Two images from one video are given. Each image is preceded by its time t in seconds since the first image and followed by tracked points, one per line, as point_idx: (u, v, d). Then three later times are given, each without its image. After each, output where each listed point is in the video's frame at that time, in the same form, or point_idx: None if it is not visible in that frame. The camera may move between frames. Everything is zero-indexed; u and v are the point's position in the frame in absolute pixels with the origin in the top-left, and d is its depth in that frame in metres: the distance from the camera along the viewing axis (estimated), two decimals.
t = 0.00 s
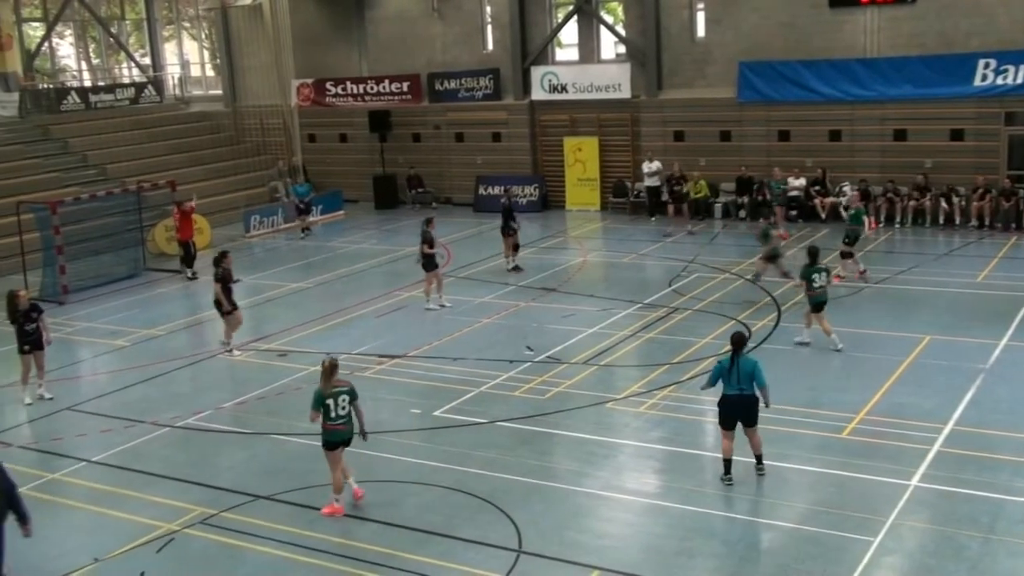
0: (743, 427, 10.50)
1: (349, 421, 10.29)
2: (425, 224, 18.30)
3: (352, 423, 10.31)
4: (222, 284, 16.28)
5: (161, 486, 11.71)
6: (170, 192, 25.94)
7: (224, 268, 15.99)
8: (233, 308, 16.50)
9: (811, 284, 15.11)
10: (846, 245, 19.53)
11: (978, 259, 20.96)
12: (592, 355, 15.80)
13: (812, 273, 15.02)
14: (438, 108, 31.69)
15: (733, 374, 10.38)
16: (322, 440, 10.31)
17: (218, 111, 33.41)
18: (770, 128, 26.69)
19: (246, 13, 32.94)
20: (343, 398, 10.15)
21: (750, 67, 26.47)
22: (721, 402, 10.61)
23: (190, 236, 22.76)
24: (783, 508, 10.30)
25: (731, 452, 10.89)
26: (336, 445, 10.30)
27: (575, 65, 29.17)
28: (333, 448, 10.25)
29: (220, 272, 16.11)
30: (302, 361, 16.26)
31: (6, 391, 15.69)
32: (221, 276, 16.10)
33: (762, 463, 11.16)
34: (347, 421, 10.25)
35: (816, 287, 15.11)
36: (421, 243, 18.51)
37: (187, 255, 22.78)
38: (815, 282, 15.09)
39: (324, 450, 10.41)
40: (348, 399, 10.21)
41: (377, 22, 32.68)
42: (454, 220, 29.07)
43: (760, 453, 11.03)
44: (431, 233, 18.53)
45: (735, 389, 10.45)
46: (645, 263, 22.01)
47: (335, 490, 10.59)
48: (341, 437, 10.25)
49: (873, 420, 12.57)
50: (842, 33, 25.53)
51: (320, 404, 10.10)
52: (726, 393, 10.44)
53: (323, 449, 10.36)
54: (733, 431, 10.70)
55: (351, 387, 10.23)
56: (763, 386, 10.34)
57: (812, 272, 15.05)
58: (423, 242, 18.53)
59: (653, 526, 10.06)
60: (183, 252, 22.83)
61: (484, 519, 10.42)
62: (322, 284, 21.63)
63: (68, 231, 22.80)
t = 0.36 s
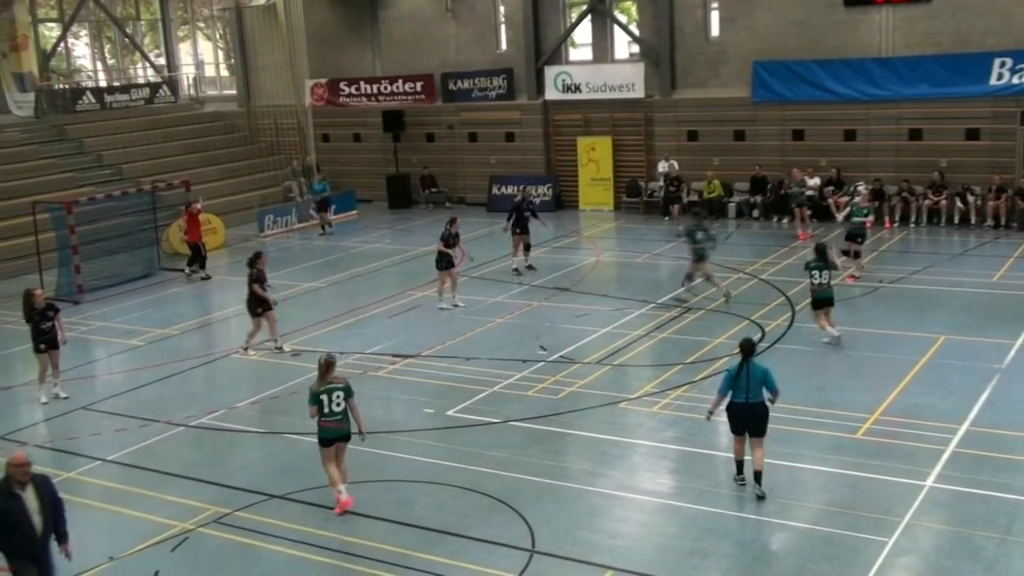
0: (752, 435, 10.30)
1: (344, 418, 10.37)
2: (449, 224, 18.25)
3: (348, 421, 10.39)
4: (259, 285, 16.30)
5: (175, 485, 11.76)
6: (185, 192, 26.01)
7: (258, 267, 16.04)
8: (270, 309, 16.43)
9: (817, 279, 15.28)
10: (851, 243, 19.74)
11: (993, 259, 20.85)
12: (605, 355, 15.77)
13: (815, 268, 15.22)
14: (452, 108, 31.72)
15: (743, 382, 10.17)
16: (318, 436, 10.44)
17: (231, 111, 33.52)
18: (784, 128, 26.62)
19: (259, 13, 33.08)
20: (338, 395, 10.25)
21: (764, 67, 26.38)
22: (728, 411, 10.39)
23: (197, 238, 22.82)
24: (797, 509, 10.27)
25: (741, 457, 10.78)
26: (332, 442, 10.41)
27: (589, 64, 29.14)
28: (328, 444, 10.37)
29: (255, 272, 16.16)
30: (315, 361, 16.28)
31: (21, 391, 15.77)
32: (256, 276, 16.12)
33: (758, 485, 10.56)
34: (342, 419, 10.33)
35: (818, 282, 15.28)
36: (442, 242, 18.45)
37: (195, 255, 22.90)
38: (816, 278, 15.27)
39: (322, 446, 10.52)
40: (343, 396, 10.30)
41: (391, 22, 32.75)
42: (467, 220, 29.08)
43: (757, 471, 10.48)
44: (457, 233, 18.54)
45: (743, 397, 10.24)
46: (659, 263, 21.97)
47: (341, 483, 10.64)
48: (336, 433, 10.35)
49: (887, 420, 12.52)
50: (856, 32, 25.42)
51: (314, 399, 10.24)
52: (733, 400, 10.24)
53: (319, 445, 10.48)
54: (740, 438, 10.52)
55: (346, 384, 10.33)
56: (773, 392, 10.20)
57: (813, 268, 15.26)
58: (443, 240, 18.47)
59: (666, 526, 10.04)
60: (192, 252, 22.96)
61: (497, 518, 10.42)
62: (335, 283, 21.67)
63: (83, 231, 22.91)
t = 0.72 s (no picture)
0: (760, 444, 10.06)
1: (334, 415, 10.37)
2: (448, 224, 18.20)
3: (337, 418, 10.38)
4: (275, 284, 16.18)
5: (181, 485, 11.77)
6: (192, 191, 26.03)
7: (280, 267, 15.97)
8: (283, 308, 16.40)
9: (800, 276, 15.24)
10: (853, 242, 19.73)
11: (1001, 258, 20.79)
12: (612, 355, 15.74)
13: (797, 266, 15.11)
14: (458, 108, 31.70)
15: (755, 389, 9.93)
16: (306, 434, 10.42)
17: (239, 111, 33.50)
18: (792, 127, 26.57)
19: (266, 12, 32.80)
20: (329, 392, 10.27)
21: (772, 66, 26.33)
22: (735, 419, 10.14)
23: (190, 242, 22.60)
24: (804, 509, 10.23)
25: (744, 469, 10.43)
26: (320, 440, 10.39)
27: (595, 64, 29.13)
28: (316, 441, 10.34)
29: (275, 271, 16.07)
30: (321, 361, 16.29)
31: (28, 390, 15.80)
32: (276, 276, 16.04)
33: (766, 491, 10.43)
34: (332, 416, 10.34)
35: (801, 280, 15.25)
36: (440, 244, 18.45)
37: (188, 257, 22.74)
38: (799, 276, 15.23)
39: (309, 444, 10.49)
40: (335, 393, 10.31)
41: (398, 22, 32.72)
42: (473, 219, 29.07)
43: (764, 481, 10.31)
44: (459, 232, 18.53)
45: (751, 405, 10.01)
46: (665, 263, 21.93)
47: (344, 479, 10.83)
48: (325, 431, 10.34)
49: (894, 420, 12.47)
50: (864, 31, 25.37)
51: (305, 396, 10.25)
52: (743, 408, 10.00)
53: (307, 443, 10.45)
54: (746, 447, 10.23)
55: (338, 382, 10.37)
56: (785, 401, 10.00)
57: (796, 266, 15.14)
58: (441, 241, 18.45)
59: (672, 526, 10.02)
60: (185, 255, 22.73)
61: (503, 518, 10.41)
62: (342, 283, 21.67)
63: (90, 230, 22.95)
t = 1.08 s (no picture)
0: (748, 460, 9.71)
1: (315, 415, 10.49)
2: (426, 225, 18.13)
3: (317, 417, 10.49)
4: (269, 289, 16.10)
5: (180, 485, 11.77)
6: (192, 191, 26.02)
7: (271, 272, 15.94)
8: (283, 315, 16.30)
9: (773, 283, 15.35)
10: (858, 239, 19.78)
11: (1001, 258, 20.78)
12: (611, 355, 15.74)
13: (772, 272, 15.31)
14: (458, 108, 31.71)
15: (743, 402, 9.60)
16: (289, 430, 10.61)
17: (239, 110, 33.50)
18: (791, 127, 26.57)
19: (266, 13, 32.86)
20: (307, 393, 10.34)
21: (772, 66, 26.32)
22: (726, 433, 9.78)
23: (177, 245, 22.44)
24: (803, 508, 10.24)
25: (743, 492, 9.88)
26: (302, 437, 10.56)
27: (595, 64, 29.13)
28: (298, 439, 10.52)
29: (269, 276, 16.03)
30: (321, 361, 16.29)
31: (28, 390, 15.80)
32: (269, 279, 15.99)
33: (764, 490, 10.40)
34: (312, 416, 10.45)
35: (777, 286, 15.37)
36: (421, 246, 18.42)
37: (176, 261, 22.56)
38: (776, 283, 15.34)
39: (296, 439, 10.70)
40: (313, 394, 10.36)
41: (398, 22, 32.73)
42: (472, 219, 29.07)
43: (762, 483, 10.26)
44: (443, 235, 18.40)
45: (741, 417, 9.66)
46: (665, 263, 21.93)
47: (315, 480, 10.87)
48: (306, 429, 10.49)
49: (894, 420, 12.48)
50: (864, 31, 25.38)
51: (284, 396, 10.36)
52: (732, 421, 9.67)
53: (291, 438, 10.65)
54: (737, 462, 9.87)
55: (317, 383, 10.38)
56: (773, 416, 9.62)
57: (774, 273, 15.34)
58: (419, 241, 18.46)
59: (672, 526, 10.02)
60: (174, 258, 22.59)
61: (503, 518, 10.41)
62: (342, 283, 21.67)
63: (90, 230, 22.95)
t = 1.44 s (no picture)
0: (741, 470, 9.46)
1: (299, 412, 10.68)
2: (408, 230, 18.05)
3: (302, 415, 10.69)
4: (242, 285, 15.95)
5: (177, 485, 11.76)
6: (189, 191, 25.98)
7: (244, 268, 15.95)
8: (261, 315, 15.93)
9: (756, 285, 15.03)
10: (863, 238, 20.29)
11: (997, 258, 20.80)
12: (608, 355, 15.74)
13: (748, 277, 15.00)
14: (455, 108, 31.72)
15: (731, 409, 9.32)
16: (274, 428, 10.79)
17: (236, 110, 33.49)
18: (788, 127, 26.58)
19: (263, 12, 32.82)
20: (288, 393, 10.50)
21: (769, 66, 26.34)
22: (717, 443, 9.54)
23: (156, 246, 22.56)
24: (800, 508, 10.25)
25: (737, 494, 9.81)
26: (288, 434, 10.76)
27: (592, 64, 29.14)
28: (283, 437, 10.73)
29: (244, 273, 16.02)
30: (318, 361, 16.29)
31: (24, 390, 15.78)
32: (242, 276, 15.91)
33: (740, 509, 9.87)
34: (297, 414, 10.64)
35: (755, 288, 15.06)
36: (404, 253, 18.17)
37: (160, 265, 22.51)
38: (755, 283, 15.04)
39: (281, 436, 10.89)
40: (295, 395, 10.52)
41: (394, 22, 32.73)
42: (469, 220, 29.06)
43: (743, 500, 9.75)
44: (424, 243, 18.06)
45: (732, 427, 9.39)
46: (662, 263, 21.93)
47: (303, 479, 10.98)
48: (292, 426, 10.69)
49: (891, 420, 12.48)
50: (860, 31, 25.39)
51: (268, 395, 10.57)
52: (722, 429, 9.41)
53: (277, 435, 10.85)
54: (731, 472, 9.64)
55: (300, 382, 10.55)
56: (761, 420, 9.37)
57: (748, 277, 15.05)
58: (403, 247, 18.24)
59: (668, 526, 10.03)
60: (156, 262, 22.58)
61: (499, 518, 10.40)
62: (339, 283, 21.66)
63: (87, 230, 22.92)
